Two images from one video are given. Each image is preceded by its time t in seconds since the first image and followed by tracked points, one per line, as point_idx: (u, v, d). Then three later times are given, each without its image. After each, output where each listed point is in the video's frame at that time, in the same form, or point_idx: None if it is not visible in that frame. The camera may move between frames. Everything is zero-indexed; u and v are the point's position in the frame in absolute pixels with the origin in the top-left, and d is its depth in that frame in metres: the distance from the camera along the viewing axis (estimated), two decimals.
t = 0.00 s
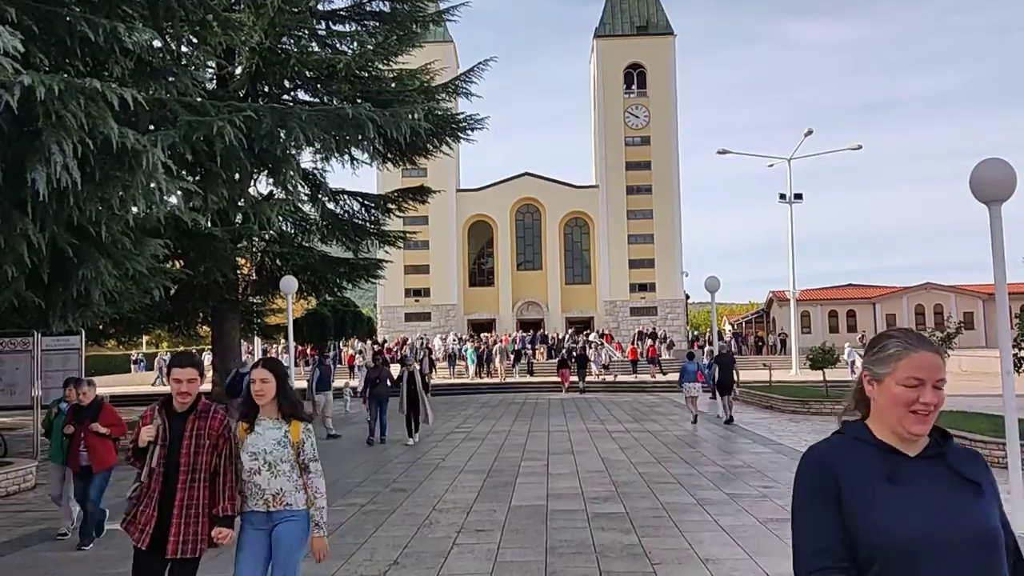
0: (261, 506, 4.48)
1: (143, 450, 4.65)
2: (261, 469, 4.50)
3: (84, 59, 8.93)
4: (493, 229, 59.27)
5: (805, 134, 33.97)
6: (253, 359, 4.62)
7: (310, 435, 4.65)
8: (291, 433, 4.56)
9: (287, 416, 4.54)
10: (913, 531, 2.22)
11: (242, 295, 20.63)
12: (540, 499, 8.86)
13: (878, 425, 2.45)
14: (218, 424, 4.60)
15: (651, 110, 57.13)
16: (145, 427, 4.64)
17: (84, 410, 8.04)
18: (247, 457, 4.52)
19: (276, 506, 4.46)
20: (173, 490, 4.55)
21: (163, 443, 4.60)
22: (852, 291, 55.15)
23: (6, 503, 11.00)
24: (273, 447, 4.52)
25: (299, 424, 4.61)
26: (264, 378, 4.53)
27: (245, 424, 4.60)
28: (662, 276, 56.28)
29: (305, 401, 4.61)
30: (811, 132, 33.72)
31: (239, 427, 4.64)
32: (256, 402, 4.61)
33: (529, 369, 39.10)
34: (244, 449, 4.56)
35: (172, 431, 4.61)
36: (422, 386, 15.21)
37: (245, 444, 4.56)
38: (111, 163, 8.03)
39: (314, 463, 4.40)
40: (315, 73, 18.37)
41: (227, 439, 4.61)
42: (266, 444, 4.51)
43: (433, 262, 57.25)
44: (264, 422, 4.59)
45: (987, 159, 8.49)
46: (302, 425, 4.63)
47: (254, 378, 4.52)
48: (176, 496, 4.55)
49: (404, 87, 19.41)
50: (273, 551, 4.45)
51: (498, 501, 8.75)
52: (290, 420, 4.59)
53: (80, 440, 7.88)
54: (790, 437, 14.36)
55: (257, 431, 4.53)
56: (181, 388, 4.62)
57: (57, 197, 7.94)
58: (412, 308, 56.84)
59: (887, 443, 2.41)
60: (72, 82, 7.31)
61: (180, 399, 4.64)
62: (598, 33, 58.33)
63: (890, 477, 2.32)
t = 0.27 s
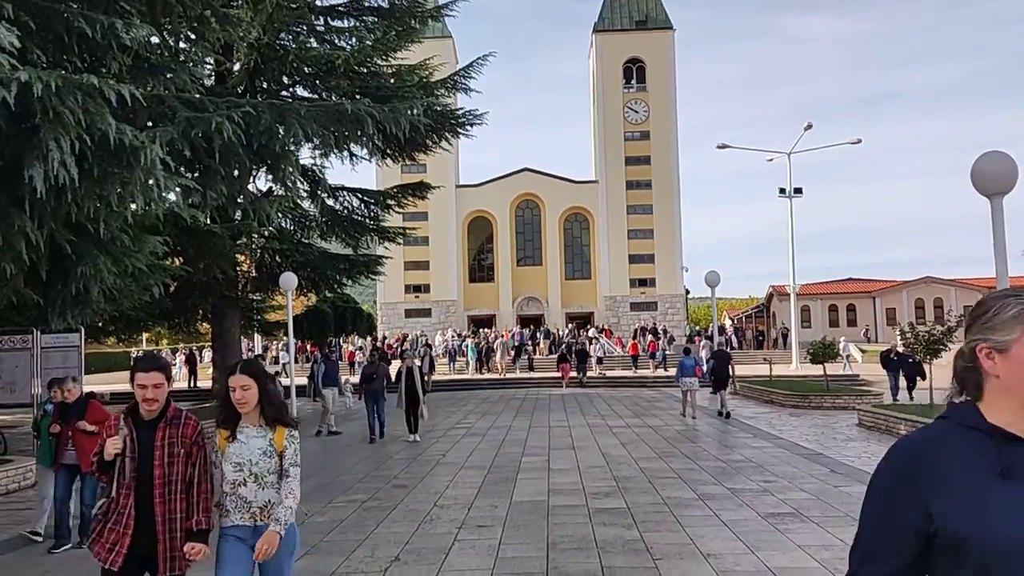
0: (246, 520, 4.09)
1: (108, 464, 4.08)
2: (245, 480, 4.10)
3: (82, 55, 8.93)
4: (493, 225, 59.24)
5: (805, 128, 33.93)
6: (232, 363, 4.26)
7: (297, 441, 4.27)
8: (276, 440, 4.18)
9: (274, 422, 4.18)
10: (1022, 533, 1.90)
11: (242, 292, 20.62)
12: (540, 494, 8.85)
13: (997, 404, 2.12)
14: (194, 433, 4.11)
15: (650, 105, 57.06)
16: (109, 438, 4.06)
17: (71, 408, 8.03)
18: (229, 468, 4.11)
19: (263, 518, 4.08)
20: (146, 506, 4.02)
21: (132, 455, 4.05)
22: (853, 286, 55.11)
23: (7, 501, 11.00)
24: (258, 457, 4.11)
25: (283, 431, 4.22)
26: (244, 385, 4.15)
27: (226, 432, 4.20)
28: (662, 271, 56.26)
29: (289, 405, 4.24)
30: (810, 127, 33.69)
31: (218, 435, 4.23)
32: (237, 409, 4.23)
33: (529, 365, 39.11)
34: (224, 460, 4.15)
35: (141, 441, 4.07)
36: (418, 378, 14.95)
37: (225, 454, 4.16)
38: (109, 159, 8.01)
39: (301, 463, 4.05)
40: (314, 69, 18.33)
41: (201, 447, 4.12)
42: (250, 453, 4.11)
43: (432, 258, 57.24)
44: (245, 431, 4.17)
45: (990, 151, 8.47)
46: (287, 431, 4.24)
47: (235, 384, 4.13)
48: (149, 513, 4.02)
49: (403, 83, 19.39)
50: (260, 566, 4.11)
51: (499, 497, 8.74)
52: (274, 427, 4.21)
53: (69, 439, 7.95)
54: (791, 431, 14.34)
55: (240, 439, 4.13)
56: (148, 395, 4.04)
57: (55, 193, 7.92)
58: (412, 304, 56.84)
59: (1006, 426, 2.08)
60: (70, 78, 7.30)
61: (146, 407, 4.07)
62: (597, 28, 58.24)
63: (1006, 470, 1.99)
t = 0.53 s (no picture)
0: (211, 525, 4.02)
1: (54, 468, 3.81)
2: (214, 485, 4.00)
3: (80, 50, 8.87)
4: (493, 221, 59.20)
5: (805, 123, 33.85)
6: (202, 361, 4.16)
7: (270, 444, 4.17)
8: (249, 443, 4.08)
9: (247, 424, 4.08)
10: None
11: (242, 289, 20.62)
12: (541, 490, 8.85)
13: None
14: (155, 434, 3.92)
15: (650, 100, 56.99)
16: (55, 442, 3.79)
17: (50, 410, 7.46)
18: (196, 471, 3.99)
19: (231, 524, 4.03)
20: (99, 512, 3.78)
21: (81, 458, 3.81)
22: (853, 280, 55.13)
23: (6, 498, 11.00)
24: (227, 460, 4.01)
25: (256, 432, 4.12)
26: (215, 382, 4.04)
27: (193, 433, 4.07)
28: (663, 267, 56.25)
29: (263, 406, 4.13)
30: (811, 121, 33.65)
31: (184, 436, 4.10)
32: (205, 408, 4.10)
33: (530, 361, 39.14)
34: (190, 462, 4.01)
35: (95, 444, 3.84)
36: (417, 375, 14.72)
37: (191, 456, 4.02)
38: (106, 154, 7.97)
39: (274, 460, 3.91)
40: (313, 66, 18.29)
41: (162, 448, 3.94)
42: (218, 456, 4.00)
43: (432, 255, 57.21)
44: (213, 431, 4.05)
45: (997, 143, 8.42)
46: (260, 433, 4.14)
47: (207, 383, 4.02)
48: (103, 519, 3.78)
49: (403, 78, 19.33)
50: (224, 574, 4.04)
51: (500, 493, 8.74)
52: (244, 428, 4.10)
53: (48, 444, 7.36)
54: (791, 426, 14.33)
55: (209, 442, 4.02)
56: (97, 392, 3.81)
57: (52, 189, 7.90)
58: (412, 300, 56.83)
59: None
60: (65, 73, 7.27)
61: (101, 407, 3.84)
62: (596, 24, 58.13)
63: None
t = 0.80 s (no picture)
0: (175, 545, 3.59)
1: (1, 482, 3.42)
2: (177, 501, 3.58)
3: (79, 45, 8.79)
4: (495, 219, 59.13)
5: (809, 120, 33.71)
6: (166, 358, 3.72)
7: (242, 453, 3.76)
8: (217, 453, 3.66)
9: (215, 433, 3.66)
10: None
11: (244, 286, 20.58)
12: (543, 488, 8.80)
13: None
14: (112, 444, 3.54)
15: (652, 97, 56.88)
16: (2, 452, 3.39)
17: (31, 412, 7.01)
18: (157, 484, 3.58)
19: (196, 545, 3.60)
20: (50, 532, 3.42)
21: (32, 471, 3.43)
22: (856, 278, 55.01)
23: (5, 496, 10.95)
24: (194, 473, 3.60)
25: (226, 441, 3.71)
26: (180, 386, 3.63)
27: (155, 442, 3.64)
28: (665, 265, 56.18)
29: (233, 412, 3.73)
30: (814, 118, 33.55)
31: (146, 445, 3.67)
32: (169, 414, 3.68)
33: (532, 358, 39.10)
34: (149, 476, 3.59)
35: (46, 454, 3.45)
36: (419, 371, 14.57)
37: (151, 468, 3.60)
38: (103, 149, 7.90)
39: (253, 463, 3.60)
40: (315, 62, 18.25)
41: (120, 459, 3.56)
42: (182, 468, 3.59)
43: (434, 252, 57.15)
44: (178, 440, 3.64)
45: (1002, 138, 8.31)
46: (231, 441, 3.72)
47: (170, 386, 3.61)
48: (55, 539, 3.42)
49: (405, 75, 19.30)
50: None
51: (501, 491, 8.69)
52: (213, 437, 3.69)
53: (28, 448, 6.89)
54: (794, 424, 14.28)
55: (172, 452, 3.60)
56: (53, 397, 3.43)
57: (48, 184, 7.84)
58: (414, 298, 56.79)
59: None
60: (61, 66, 7.21)
61: (53, 412, 3.45)
62: (599, 20, 58.01)
63: None
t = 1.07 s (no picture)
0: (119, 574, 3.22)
1: None
2: (117, 525, 3.21)
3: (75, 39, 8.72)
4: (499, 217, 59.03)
5: (816, 119, 33.50)
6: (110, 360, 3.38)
7: (196, 471, 3.40)
8: (165, 471, 3.29)
9: (163, 448, 3.30)
10: None
11: (246, 284, 20.55)
12: (545, 490, 8.71)
13: None
14: (48, 461, 3.27)
15: (658, 96, 56.71)
16: None
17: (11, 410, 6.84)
18: (99, 505, 3.22)
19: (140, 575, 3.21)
20: None
21: None
22: (862, 278, 54.80)
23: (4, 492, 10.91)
24: (138, 495, 3.23)
25: (178, 455, 3.35)
26: (125, 392, 3.29)
27: (98, 456, 3.29)
28: (670, 264, 56.05)
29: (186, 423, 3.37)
30: (821, 117, 33.36)
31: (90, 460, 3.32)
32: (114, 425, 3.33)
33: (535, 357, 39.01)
34: (91, 497, 3.26)
35: None
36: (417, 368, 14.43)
37: (93, 488, 3.26)
38: (97, 143, 7.81)
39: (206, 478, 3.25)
40: (318, 59, 18.17)
41: (62, 479, 3.29)
42: (125, 488, 3.23)
43: (438, 250, 57.06)
44: (123, 454, 3.29)
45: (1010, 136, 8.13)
46: (183, 457, 3.36)
47: (110, 394, 3.28)
48: None
49: (408, 72, 19.14)
50: None
51: (503, 493, 8.60)
52: (164, 451, 3.33)
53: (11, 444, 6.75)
54: (799, 425, 14.16)
55: (113, 471, 3.25)
56: None
57: (41, 178, 7.79)
58: (418, 296, 56.72)
59: None
60: (52, 58, 7.13)
61: None
62: (604, 18, 57.81)
63: None
